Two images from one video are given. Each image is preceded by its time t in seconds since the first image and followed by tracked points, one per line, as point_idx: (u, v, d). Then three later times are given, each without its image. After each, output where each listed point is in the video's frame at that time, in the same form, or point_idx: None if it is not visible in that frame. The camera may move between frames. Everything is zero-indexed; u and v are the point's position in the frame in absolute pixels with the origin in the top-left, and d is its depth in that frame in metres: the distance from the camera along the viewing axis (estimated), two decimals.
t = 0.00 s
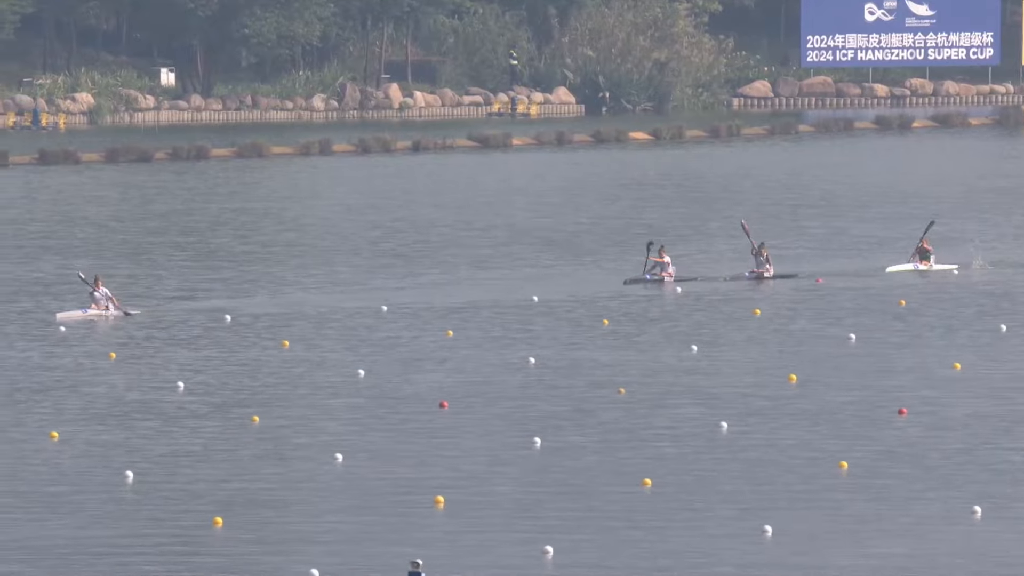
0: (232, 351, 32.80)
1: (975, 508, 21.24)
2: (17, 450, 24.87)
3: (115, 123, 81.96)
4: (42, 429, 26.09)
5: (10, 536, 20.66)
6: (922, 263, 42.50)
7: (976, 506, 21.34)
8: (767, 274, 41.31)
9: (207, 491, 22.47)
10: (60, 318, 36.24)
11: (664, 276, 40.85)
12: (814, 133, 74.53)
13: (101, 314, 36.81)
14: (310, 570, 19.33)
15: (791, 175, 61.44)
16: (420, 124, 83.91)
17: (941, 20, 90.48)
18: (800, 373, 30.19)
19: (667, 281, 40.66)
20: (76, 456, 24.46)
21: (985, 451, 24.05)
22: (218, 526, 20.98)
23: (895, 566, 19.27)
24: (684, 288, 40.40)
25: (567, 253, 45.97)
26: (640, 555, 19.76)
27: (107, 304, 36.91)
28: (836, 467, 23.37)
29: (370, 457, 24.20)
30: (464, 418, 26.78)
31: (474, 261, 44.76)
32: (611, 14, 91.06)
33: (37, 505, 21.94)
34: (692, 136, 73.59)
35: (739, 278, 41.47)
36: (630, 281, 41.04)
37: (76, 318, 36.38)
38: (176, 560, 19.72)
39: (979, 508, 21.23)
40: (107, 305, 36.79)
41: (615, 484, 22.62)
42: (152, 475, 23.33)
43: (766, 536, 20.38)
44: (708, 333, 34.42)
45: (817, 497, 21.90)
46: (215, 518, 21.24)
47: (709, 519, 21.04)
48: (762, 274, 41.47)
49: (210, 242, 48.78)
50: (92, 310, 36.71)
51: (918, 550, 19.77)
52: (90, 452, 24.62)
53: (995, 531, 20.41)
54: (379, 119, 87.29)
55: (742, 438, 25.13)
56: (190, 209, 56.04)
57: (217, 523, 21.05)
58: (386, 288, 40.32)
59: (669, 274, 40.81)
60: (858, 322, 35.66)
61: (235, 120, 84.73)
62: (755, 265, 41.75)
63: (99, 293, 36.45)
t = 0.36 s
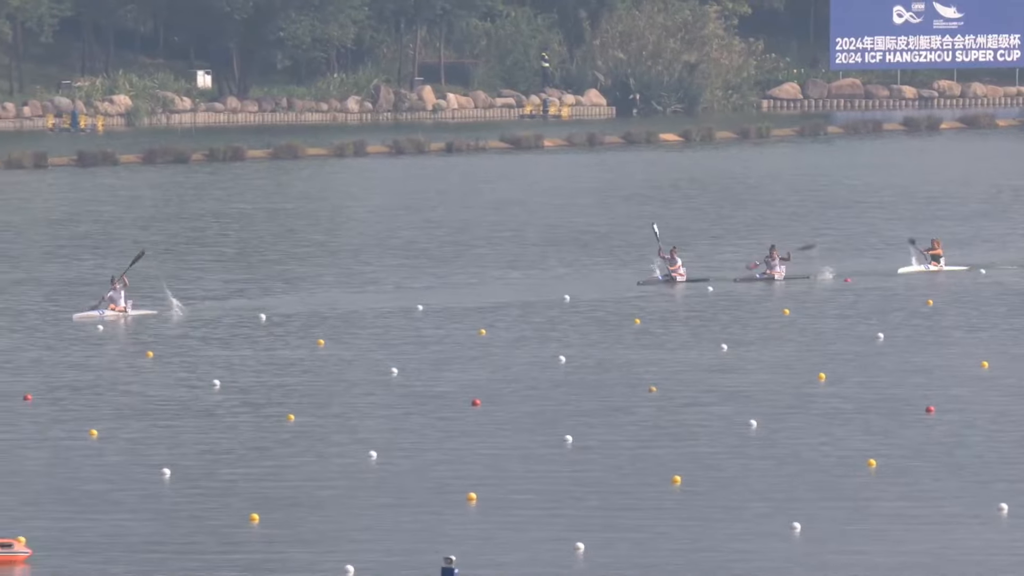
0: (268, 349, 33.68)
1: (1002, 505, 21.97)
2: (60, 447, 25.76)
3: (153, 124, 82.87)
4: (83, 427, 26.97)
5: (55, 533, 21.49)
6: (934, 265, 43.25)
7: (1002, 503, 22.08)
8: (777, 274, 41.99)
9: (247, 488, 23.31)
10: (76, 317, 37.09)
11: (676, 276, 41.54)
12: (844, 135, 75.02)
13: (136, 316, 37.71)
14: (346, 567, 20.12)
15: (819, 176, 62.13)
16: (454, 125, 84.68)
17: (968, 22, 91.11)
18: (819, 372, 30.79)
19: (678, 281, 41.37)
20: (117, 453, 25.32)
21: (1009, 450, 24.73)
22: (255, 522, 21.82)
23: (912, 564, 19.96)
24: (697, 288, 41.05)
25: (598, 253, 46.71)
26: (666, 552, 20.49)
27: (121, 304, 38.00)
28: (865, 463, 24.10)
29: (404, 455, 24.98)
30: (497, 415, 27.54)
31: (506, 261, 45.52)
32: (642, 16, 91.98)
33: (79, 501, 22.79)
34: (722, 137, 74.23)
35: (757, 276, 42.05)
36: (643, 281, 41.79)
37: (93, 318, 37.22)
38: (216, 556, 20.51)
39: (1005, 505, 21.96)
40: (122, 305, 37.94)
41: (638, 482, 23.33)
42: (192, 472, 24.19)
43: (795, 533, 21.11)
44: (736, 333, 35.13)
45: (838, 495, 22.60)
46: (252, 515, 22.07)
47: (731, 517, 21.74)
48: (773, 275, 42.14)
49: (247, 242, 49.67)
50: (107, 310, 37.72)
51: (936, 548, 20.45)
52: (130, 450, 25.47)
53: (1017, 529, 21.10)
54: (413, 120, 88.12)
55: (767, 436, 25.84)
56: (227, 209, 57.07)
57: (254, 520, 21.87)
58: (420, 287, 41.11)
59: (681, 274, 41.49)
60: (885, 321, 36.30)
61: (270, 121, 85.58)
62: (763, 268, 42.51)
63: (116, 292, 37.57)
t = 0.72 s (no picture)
0: (307, 346, 35.35)
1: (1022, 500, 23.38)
2: (104, 442, 27.19)
3: (192, 129, 84.38)
4: (124, 424, 28.41)
5: (107, 516, 22.85)
6: (940, 267, 44.80)
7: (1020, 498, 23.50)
8: (784, 276, 43.35)
9: (290, 476, 24.87)
10: (96, 319, 38.75)
11: (686, 278, 42.97)
12: (868, 138, 76.27)
13: (176, 315, 39.18)
14: (380, 559, 21.00)
15: (842, 178, 63.58)
16: (486, 129, 86.14)
17: (989, 28, 92.20)
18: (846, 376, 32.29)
19: (687, 283, 42.80)
20: (159, 447, 26.74)
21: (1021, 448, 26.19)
22: (292, 517, 22.78)
23: (920, 555, 21.22)
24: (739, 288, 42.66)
25: (627, 253, 48.26)
26: (685, 543, 21.76)
27: (144, 305, 39.16)
28: (888, 460, 25.54)
29: (435, 452, 26.40)
30: (528, 412, 29.09)
31: (536, 261, 47.07)
32: (671, 23, 93.21)
33: (127, 490, 24.16)
34: (748, 140, 75.56)
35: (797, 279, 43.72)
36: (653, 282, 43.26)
37: (113, 320, 38.75)
38: (262, 537, 21.85)
39: None
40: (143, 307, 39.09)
41: (672, 477, 24.73)
42: (237, 460, 25.77)
43: (820, 528, 22.38)
44: (756, 334, 36.65)
45: (850, 492, 23.88)
46: (289, 509, 23.08)
47: (751, 511, 23.06)
48: (782, 278, 43.58)
49: (284, 242, 51.37)
50: (129, 312, 39.01)
51: (942, 540, 21.71)
52: (172, 444, 26.91)
53: None
54: (446, 124, 89.68)
55: (785, 433, 27.35)
56: (265, 210, 58.99)
57: (291, 514, 22.85)
58: (452, 286, 42.72)
59: (690, 276, 42.88)
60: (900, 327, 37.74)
61: (307, 126, 87.06)
62: (773, 268, 43.86)
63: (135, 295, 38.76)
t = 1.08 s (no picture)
0: (332, 344, 36.68)
1: None
2: (136, 435, 28.47)
3: (220, 131, 85.92)
4: (153, 419, 29.70)
5: (142, 502, 24.03)
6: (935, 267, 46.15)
7: None
8: (784, 277, 44.77)
9: (319, 467, 26.05)
10: (107, 318, 40.07)
11: (685, 278, 44.32)
12: (882, 140, 77.34)
13: (203, 314, 40.44)
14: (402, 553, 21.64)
15: (856, 178, 64.91)
16: (508, 131, 87.57)
17: (1001, 32, 93.80)
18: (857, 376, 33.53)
19: (687, 282, 44.16)
20: (190, 440, 28.01)
21: None
22: (316, 510, 23.54)
23: (923, 537, 22.33)
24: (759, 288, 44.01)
25: (646, 253, 49.53)
26: (698, 528, 22.83)
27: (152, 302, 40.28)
28: (901, 456, 26.63)
29: (456, 446, 27.61)
30: (548, 410, 30.32)
31: (557, 261, 48.37)
32: (688, 27, 95.62)
33: (161, 480, 25.35)
34: (765, 143, 76.73)
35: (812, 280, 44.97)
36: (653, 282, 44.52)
37: (122, 319, 40.04)
38: (293, 522, 22.99)
39: None
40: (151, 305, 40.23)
41: (688, 470, 25.88)
42: (268, 452, 26.98)
43: (834, 520, 23.12)
44: (770, 334, 37.97)
45: (857, 483, 24.99)
46: (313, 504, 23.82)
47: (761, 499, 24.19)
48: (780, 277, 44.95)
49: (310, 242, 52.75)
50: (138, 310, 40.24)
51: (941, 526, 22.78)
52: (202, 437, 28.18)
53: None
54: (468, 126, 91.03)
55: (795, 429, 28.56)
56: (292, 210, 60.44)
57: (316, 509, 23.56)
58: (473, 286, 44.04)
59: (689, 275, 44.24)
60: (910, 327, 38.95)
61: (333, 128, 88.55)
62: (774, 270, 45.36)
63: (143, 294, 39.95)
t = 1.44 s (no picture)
0: (357, 341, 37.94)
1: None
2: (170, 429, 29.66)
3: (247, 131, 87.38)
4: (182, 415, 30.84)
5: (178, 492, 25.12)
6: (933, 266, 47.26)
7: None
8: (784, 274, 45.82)
9: (346, 459, 27.20)
10: (115, 315, 41.27)
11: (686, 277, 45.32)
12: (897, 140, 78.49)
13: (230, 313, 41.56)
14: (425, 544, 22.36)
15: (868, 177, 66.15)
16: (528, 131, 88.88)
17: (1013, 34, 95.38)
18: (870, 374, 34.50)
19: (688, 281, 45.16)
20: (222, 433, 29.20)
21: None
22: (340, 504, 24.35)
23: (935, 529, 23.22)
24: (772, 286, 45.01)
25: (665, 251, 50.74)
26: (712, 519, 23.72)
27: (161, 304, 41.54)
28: (914, 450, 27.71)
29: (479, 441, 28.65)
30: (567, 407, 31.50)
31: (578, 259, 49.59)
32: (706, 28, 95.93)
33: (195, 472, 26.41)
34: (782, 143, 77.90)
35: (827, 280, 45.96)
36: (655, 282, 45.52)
37: (132, 317, 41.26)
38: (323, 510, 24.00)
39: None
40: (159, 305, 41.50)
41: (703, 465, 26.83)
42: (297, 446, 28.18)
43: (848, 514, 23.95)
44: (785, 331, 39.21)
45: (867, 478, 25.90)
46: (338, 496, 24.70)
47: (775, 492, 25.10)
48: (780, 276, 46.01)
49: (336, 240, 54.04)
50: (146, 309, 41.47)
51: (951, 518, 23.74)
52: (230, 431, 29.30)
53: None
54: (490, 126, 92.41)
55: (806, 425, 29.72)
56: (317, 209, 61.75)
57: (340, 501, 24.43)
58: (495, 283, 45.26)
59: (690, 274, 45.28)
60: (923, 325, 39.93)
61: (358, 128, 89.94)
62: (773, 271, 46.36)
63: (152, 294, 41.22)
